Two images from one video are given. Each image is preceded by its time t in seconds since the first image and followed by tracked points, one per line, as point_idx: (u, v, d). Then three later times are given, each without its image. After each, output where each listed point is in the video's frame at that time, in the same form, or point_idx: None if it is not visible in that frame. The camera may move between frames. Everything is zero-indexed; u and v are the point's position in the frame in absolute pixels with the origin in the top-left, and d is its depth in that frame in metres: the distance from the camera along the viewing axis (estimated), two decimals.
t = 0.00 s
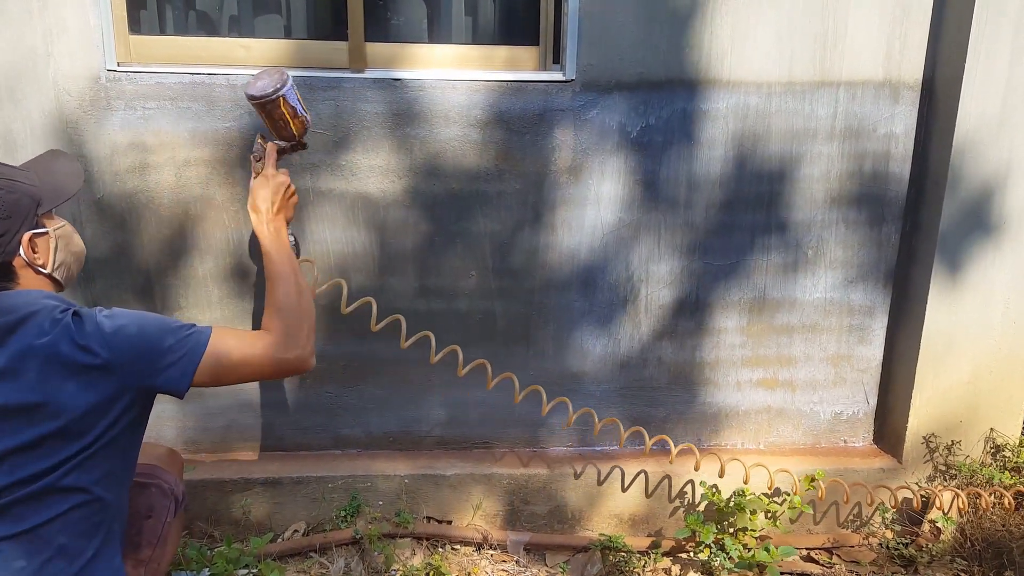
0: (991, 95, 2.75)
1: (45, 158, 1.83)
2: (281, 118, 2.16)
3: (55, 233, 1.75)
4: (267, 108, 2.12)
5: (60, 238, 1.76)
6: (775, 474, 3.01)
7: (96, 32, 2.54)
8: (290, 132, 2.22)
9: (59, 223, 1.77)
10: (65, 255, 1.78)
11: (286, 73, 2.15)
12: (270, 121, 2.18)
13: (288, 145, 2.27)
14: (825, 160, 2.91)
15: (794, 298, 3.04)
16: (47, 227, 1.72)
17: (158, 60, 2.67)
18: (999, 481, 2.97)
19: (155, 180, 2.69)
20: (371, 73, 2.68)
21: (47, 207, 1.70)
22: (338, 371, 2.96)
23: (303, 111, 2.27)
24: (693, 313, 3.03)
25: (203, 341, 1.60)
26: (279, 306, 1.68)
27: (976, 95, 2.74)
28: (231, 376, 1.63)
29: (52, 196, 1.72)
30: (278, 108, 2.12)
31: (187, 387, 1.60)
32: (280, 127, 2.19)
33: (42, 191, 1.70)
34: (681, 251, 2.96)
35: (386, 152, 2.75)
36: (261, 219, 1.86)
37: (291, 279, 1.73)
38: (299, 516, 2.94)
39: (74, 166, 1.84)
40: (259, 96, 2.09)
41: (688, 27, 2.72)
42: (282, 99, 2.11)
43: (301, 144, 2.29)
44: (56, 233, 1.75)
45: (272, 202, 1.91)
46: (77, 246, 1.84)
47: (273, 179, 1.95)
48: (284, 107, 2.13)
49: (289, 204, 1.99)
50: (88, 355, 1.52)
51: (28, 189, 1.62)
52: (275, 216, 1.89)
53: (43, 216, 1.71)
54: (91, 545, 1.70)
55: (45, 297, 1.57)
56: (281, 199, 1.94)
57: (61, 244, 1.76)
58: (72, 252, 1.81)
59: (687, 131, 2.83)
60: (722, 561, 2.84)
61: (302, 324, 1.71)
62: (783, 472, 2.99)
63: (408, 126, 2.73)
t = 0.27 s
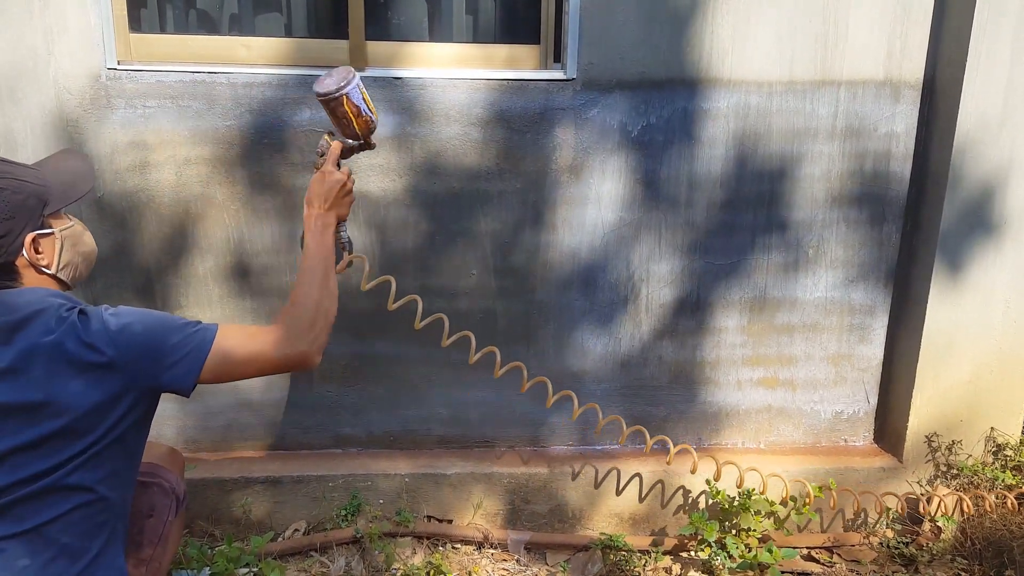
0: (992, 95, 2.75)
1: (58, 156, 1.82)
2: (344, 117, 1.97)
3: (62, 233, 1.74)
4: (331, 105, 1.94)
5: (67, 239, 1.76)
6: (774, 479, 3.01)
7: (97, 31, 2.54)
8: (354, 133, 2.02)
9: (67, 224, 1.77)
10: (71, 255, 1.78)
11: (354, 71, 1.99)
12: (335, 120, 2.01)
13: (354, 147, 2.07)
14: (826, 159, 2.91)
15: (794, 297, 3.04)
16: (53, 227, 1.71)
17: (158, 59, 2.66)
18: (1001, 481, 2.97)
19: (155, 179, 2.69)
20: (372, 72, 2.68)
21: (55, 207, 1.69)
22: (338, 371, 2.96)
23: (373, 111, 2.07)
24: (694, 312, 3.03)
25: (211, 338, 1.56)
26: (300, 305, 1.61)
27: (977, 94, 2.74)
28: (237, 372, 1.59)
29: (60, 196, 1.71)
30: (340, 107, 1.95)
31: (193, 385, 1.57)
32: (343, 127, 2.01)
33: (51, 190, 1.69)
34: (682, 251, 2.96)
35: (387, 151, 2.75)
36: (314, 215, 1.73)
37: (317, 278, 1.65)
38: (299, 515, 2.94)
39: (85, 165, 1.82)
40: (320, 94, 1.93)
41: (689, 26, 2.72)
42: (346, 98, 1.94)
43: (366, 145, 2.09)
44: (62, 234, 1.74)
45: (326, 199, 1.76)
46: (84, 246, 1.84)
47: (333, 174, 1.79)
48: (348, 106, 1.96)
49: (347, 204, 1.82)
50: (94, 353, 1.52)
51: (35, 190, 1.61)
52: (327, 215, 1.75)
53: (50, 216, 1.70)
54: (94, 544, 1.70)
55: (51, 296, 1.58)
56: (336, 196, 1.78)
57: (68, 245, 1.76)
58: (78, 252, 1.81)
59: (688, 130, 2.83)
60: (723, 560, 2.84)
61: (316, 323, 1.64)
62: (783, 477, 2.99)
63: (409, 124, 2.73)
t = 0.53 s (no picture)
0: (992, 95, 2.75)
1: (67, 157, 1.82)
2: (403, 115, 1.96)
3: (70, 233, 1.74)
4: (390, 102, 1.94)
5: (75, 238, 1.75)
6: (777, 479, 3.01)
7: (97, 31, 2.54)
8: (412, 133, 2.00)
9: (75, 223, 1.76)
10: (79, 255, 1.77)
11: (417, 73, 1.98)
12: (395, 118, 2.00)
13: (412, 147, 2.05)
14: (827, 159, 2.91)
15: (794, 297, 3.04)
16: (60, 227, 1.71)
17: (159, 58, 2.66)
18: (1003, 482, 2.97)
19: (156, 179, 2.69)
20: (372, 71, 2.68)
21: (62, 208, 1.68)
22: (338, 371, 2.96)
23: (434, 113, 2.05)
24: (694, 312, 3.03)
25: (219, 330, 1.58)
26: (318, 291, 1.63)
27: (978, 94, 2.74)
28: (248, 360, 1.62)
29: (71, 195, 1.71)
30: (397, 107, 1.94)
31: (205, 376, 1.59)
32: (402, 125, 2.00)
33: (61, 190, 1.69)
34: (682, 251, 2.96)
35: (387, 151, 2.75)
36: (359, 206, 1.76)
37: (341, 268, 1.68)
38: (299, 515, 2.94)
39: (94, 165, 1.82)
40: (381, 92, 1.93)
41: (689, 26, 2.72)
42: (403, 98, 1.93)
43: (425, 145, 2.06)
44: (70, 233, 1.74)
45: (370, 193, 1.77)
46: (93, 246, 1.83)
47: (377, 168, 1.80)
48: (405, 106, 1.95)
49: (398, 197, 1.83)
50: (104, 349, 1.52)
51: (41, 190, 1.61)
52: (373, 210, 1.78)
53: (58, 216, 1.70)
54: (100, 542, 1.71)
55: (58, 294, 1.57)
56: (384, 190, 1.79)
57: (76, 245, 1.76)
58: (88, 252, 1.81)
59: (688, 130, 2.83)
60: (723, 560, 2.84)
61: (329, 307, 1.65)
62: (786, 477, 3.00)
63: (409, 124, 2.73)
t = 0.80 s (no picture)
0: (994, 95, 2.75)
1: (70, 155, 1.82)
2: (433, 115, 1.96)
3: (74, 233, 1.74)
4: (420, 102, 1.95)
5: (79, 238, 1.76)
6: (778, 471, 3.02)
7: (99, 32, 2.54)
8: (442, 133, 2.00)
9: (79, 223, 1.76)
10: (82, 255, 1.78)
11: (447, 73, 1.98)
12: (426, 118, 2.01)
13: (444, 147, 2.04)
14: (827, 160, 2.91)
15: (795, 298, 3.04)
16: (64, 228, 1.70)
17: (159, 59, 2.67)
18: (1006, 483, 2.98)
19: (157, 179, 2.69)
20: (373, 72, 2.69)
21: (65, 208, 1.68)
22: (339, 371, 2.96)
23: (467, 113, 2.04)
24: (695, 313, 3.03)
25: (224, 317, 1.63)
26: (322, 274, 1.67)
27: (979, 95, 2.74)
28: (254, 342, 1.66)
29: (77, 193, 1.71)
30: (426, 105, 1.94)
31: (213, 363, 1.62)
32: (433, 125, 2.00)
33: (66, 189, 1.69)
34: (683, 251, 2.96)
35: (389, 151, 2.75)
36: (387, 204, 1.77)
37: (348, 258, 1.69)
38: (300, 515, 2.94)
39: (99, 163, 1.83)
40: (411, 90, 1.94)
41: (690, 27, 2.72)
42: (432, 97, 1.93)
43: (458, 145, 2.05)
44: (75, 233, 1.74)
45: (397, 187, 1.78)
46: (96, 245, 1.83)
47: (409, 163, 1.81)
48: (434, 105, 1.95)
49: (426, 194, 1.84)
50: (113, 344, 1.53)
51: (45, 191, 1.62)
52: (396, 203, 1.79)
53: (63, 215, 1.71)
54: (106, 539, 1.72)
55: (63, 293, 1.57)
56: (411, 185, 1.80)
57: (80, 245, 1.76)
58: (91, 252, 1.81)
59: (689, 130, 2.83)
60: (724, 560, 2.84)
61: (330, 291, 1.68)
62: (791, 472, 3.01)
63: (411, 124, 2.73)
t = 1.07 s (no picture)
0: (993, 96, 2.75)
1: (60, 155, 1.84)
2: (423, 126, 1.97)
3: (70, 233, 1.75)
4: (411, 112, 1.96)
5: (75, 238, 1.77)
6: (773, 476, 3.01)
7: (99, 32, 2.55)
8: (432, 144, 2.01)
9: (74, 223, 1.78)
10: (78, 255, 1.79)
11: (441, 84, 1.99)
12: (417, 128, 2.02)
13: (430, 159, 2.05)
14: (828, 160, 2.91)
15: (795, 298, 3.05)
16: (61, 227, 1.71)
17: (160, 59, 2.67)
18: (1006, 483, 2.98)
19: (158, 179, 2.69)
20: (374, 72, 2.69)
21: (62, 208, 1.70)
22: (340, 371, 2.96)
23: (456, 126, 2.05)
24: (696, 313, 3.03)
25: (223, 327, 1.62)
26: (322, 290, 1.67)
27: (979, 95, 2.74)
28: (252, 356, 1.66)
29: (69, 195, 1.73)
30: (415, 115, 1.95)
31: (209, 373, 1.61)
32: (422, 135, 2.01)
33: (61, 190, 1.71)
34: (684, 252, 2.96)
35: (390, 151, 2.75)
36: (376, 214, 1.79)
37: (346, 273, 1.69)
38: (301, 515, 2.95)
39: (92, 163, 1.84)
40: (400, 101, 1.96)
41: (691, 27, 2.72)
42: (423, 107, 1.94)
43: (445, 158, 2.05)
44: (70, 233, 1.75)
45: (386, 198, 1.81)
46: (90, 245, 1.84)
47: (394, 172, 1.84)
48: (424, 115, 1.95)
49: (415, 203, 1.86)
50: (110, 347, 1.53)
51: (44, 190, 1.61)
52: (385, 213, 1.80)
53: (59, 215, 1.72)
54: (106, 537, 1.72)
55: (62, 294, 1.58)
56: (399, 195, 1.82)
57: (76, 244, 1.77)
58: (85, 251, 1.82)
59: (690, 131, 2.83)
60: (724, 560, 2.85)
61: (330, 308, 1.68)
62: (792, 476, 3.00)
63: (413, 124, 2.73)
